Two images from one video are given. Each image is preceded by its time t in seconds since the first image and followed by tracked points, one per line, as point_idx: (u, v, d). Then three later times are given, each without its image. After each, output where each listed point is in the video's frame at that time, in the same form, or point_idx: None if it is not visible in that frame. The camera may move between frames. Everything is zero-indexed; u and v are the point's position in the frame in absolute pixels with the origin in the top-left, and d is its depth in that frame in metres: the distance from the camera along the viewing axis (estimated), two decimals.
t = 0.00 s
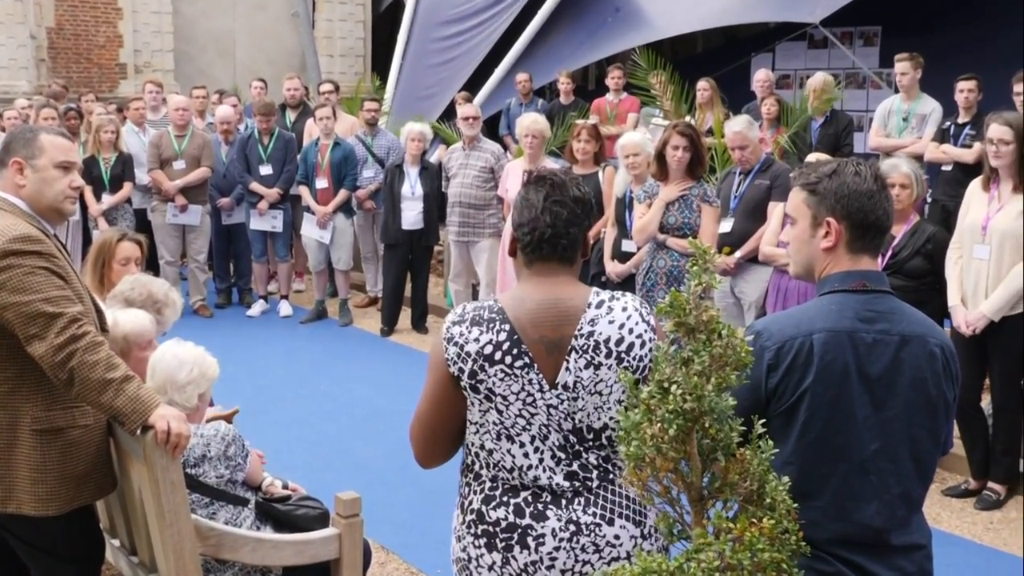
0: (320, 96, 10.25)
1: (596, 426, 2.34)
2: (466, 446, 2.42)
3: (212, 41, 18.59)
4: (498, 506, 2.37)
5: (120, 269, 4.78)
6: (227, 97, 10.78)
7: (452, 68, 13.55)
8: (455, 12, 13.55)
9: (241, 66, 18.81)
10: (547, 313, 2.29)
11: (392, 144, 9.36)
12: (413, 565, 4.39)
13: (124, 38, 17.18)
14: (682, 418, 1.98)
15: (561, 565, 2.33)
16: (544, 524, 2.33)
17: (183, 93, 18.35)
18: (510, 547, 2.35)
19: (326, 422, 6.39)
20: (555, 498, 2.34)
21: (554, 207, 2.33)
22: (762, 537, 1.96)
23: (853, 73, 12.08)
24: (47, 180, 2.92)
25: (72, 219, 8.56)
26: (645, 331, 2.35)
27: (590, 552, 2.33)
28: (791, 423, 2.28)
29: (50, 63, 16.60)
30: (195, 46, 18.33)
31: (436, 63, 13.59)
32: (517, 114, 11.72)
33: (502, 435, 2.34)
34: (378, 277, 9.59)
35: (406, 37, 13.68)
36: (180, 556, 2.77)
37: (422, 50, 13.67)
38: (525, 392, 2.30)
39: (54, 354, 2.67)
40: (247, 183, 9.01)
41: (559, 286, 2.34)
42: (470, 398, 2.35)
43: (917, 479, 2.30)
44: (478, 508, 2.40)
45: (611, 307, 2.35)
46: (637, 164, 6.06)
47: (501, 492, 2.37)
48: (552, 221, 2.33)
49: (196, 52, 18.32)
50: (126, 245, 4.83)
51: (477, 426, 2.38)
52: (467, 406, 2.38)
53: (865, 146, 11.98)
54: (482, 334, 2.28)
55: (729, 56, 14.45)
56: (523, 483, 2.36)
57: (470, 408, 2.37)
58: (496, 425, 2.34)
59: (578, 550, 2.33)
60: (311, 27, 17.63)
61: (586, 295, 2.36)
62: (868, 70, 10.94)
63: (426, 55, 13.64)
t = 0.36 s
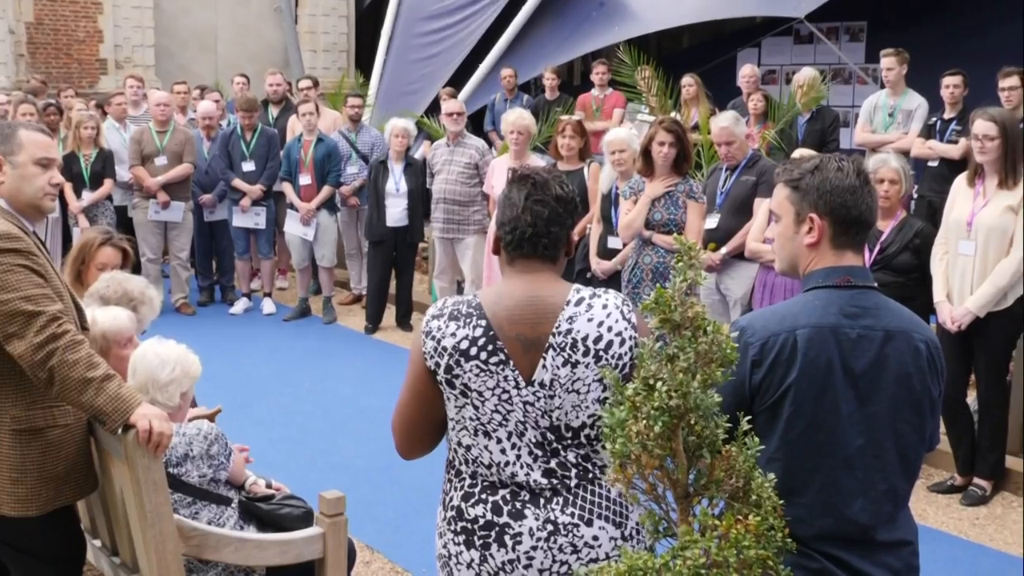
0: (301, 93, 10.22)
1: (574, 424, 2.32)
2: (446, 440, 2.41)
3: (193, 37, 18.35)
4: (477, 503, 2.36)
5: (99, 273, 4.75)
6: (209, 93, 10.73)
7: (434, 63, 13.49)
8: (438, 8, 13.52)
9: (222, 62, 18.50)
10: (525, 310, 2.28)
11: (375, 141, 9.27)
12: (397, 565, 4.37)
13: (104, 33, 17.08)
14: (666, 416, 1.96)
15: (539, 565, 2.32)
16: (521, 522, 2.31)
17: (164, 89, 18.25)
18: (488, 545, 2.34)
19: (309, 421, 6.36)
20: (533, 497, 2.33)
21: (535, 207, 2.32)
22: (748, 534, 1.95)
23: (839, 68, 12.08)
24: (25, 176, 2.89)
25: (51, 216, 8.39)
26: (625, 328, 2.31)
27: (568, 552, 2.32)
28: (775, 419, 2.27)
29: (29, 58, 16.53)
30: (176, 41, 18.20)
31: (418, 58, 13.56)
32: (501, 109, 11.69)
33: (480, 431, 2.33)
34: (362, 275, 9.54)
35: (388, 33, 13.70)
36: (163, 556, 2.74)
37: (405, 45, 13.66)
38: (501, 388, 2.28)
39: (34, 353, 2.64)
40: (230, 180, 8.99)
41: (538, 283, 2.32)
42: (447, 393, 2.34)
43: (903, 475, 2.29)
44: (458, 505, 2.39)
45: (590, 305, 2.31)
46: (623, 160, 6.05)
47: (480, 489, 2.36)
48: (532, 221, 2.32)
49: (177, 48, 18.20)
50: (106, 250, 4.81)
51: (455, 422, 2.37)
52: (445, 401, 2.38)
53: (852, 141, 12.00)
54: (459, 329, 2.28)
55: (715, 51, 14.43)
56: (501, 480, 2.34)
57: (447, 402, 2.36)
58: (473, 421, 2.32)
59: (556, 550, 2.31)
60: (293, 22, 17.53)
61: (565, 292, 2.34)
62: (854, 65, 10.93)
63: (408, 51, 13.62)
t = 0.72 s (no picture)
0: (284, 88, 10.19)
1: (557, 421, 2.29)
2: (430, 435, 2.40)
3: (176, 32, 18.30)
4: (461, 501, 2.34)
5: (68, 271, 4.72)
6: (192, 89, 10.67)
7: (420, 58, 13.45)
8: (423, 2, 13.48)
9: (205, 57, 18.48)
10: (506, 305, 2.26)
11: (360, 136, 9.32)
12: (383, 565, 4.34)
13: (85, 28, 16.90)
14: (654, 414, 1.94)
15: (523, 563, 2.30)
16: (505, 520, 2.29)
17: (146, 85, 18.11)
18: (472, 543, 2.32)
19: (294, 420, 6.33)
20: (517, 494, 2.30)
21: (517, 204, 2.30)
22: (736, 533, 1.93)
23: (827, 64, 12.10)
24: (3, 173, 2.84)
25: (30, 213, 8.50)
26: (606, 323, 2.27)
27: (552, 550, 2.29)
28: (761, 415, 2.25)
29: (8, 52, 16.30)
30: (158, 36, 18.07)
31: (403, 53, 13.51)
32: (488, 105, 11.68)
33: (461, 427, 2.30)
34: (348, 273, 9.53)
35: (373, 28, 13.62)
36: (145, 558, 2.70)
37: (390, 40, 13.59)
38: (481, 384, 2.25)
39: (13, 353, 2.60)
40: (213, 177, 8.95)
41: (519, 279, 2.30)
42: (428, 389, 2.32)
43: (891, 471, 2.27)
44: (442, 503, 2.37)
45: (571, 300, 2.28)
46: (611, 157, 6.03)
47: (464, 487, 2.34)
48: (514, 219, 2.29)
49: (159, 42, 18.06)
50: (78, 247, 4.78)
51: (438, 418, 2.35)
52: (426, 396, 2.36)
53: (840, 137, 12.01)
54: (439, 324, 2.26)
55: (702, 46, 14.42)
56: (485, 477, 2.32)
57: (428, 398, 2.34)
58: (454, 417, 2.30)
59: (540, 548, 2.29)
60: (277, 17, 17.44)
61: (546, 287, 2.31)
62: (843, 60, 10.89)
63: (393, 45, 13.56)
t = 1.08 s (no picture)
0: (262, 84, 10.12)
1: (546, 416, 2.26)
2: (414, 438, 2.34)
3: (151, 27, 18.07)
4: (447, 503, 2.28)
5: (41, 268, 4.67)
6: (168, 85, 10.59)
7: (400, 54, 13.37)
8: None
9: (181, 52, 18.21)
10: (490, 303, 2.22)
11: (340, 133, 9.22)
12: (363, 569, 4.29)
13: (57, 23, 16.62)
14: (639, 414, 1.89)
15: (512, 563, 2.25)
16: (493, 521, 2.24)
17: (121, 80, 17.86)
18: (460, 545, 2.26)
19: (272, 422, 6.27)
20: (505, 494, 2.25)
21: (497, 201, 2.26)
22: (722, 534, 1.89)
23: (813, 60, 12.11)
24: None
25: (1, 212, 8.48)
26: (591, 317, 2.26)
27: (541, 549, 2.24)
28: (745, 415, 2.21)
29: None
30: (133, 31, 17.85)
31: (383, 49, 13.42)
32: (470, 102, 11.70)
33: (448, 427, 2.25)
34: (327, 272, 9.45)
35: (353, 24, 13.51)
36: (121, 564, 2.65)
37: (370, 36, 13.47)
38: (468, 382, 2.21)
39: None
40: (188, 174, 8.86)
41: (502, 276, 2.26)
42: (413, 389, 2.26)
43: (875, 471, 2.23)
44: (427, 505, 2.31)
45: (556, 295, 2.26)
46: (597, 153, 5.97)
47: (450, 488, 2.29)
48: (494, 215, 2.25)
49: (134, 37, 17.83)
50: (49, 243, 4.71)
51: (423, 419, 2.29)
52: (412, 397, 2.30)
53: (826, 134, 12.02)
54: (425, 324, 2.20)
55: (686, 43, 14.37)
56: (472, 478, 2.27)
57: (414, 399, 2.29)
58: (441, 417, 2.25)
59: (528, 548, 2.24)
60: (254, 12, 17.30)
61: (530, 283, 2.28)
62: (829, 57, 10.77)
63: (373, 41, 13.46)
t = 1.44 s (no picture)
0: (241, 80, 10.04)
1: (523, 418, 2.20)
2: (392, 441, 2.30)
3: (126, 21, 17.52)
4: (426, 503, 2.23)
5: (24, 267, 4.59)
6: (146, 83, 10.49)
7: (381, 49, 13.29)
8: None
9: (158, 50, 17.69)
10: (463, 303, 2.18)
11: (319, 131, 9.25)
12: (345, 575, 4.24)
13: (31, 18, 16.12)
14: (623, 416, 1.85)
15: (491, 566, 2.19)
16: (472, 523, 2.19)
17: (97, 77, 17.41)
18: (439, 546, 2.21)
19: (250, 425, 6.22)
20: (484, 495, 2.20)
21: (454, 212, 2.22)
22: (708, 538, 1.83)
23: (801, 55, 12.12)
24: None
25: None
26: (567, 317, 2.19)
27: (520, 552, 2.19)
28: (731, 417, 2.17)
29: None
30: (108, 27, 17.34)
31: (364, 43, 13.32)
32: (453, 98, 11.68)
33: (424, 428, 2.21)
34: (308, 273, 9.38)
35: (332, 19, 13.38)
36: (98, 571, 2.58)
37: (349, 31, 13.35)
38: (442, 383, 2.16)
39: None
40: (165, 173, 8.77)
41: (476, 276, 2.21)
42: (388, 390, 2.22)
43: (862, 472, 2.19)
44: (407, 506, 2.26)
45: (531, 294, 2.20)
46: (583, 151, 5.94)
47: (429, 489, 2.24)
48: (451, 227, 2.22)
49: (109, 34, 17.33)
50: (37, 244, 4.65)
51: (399, 421, 2.25)
52: (387, 399, 2.26)
53: (814, 131, 12.02)
54: (397, 324, 2.17)
55: (671, 39, 14.34)
56: (450, 479, 2.22)
57: (389, 401, 2.24)
58: (416, 419, 2.21)
59: (508, 551, 2.19)
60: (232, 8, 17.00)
61: (505, 282, 2.23)
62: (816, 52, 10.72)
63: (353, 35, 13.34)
